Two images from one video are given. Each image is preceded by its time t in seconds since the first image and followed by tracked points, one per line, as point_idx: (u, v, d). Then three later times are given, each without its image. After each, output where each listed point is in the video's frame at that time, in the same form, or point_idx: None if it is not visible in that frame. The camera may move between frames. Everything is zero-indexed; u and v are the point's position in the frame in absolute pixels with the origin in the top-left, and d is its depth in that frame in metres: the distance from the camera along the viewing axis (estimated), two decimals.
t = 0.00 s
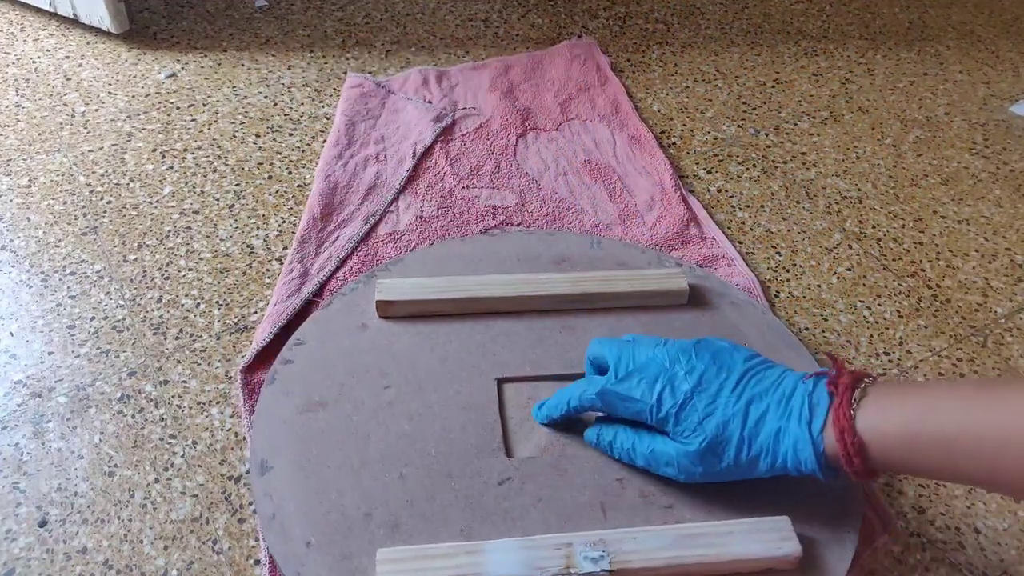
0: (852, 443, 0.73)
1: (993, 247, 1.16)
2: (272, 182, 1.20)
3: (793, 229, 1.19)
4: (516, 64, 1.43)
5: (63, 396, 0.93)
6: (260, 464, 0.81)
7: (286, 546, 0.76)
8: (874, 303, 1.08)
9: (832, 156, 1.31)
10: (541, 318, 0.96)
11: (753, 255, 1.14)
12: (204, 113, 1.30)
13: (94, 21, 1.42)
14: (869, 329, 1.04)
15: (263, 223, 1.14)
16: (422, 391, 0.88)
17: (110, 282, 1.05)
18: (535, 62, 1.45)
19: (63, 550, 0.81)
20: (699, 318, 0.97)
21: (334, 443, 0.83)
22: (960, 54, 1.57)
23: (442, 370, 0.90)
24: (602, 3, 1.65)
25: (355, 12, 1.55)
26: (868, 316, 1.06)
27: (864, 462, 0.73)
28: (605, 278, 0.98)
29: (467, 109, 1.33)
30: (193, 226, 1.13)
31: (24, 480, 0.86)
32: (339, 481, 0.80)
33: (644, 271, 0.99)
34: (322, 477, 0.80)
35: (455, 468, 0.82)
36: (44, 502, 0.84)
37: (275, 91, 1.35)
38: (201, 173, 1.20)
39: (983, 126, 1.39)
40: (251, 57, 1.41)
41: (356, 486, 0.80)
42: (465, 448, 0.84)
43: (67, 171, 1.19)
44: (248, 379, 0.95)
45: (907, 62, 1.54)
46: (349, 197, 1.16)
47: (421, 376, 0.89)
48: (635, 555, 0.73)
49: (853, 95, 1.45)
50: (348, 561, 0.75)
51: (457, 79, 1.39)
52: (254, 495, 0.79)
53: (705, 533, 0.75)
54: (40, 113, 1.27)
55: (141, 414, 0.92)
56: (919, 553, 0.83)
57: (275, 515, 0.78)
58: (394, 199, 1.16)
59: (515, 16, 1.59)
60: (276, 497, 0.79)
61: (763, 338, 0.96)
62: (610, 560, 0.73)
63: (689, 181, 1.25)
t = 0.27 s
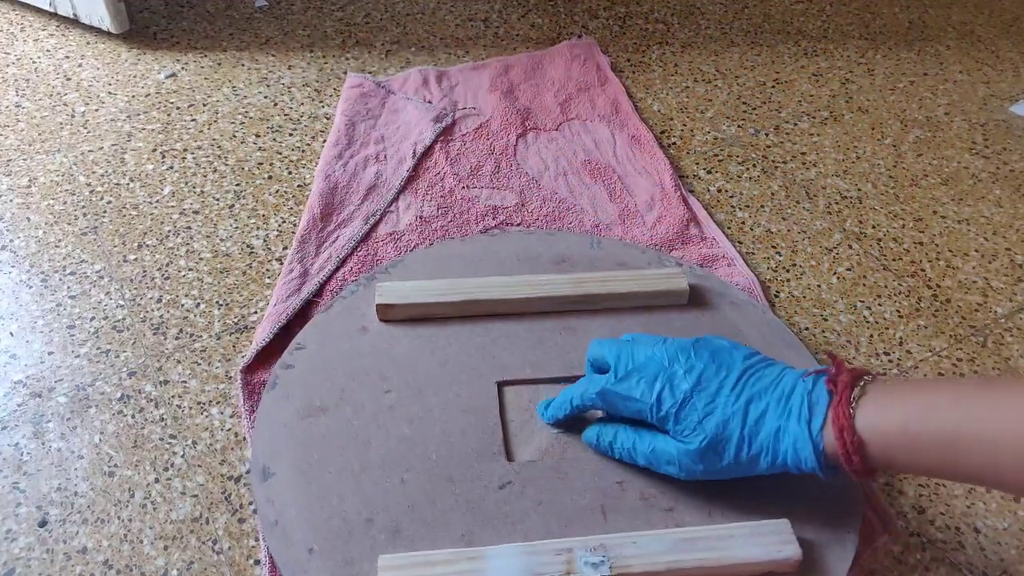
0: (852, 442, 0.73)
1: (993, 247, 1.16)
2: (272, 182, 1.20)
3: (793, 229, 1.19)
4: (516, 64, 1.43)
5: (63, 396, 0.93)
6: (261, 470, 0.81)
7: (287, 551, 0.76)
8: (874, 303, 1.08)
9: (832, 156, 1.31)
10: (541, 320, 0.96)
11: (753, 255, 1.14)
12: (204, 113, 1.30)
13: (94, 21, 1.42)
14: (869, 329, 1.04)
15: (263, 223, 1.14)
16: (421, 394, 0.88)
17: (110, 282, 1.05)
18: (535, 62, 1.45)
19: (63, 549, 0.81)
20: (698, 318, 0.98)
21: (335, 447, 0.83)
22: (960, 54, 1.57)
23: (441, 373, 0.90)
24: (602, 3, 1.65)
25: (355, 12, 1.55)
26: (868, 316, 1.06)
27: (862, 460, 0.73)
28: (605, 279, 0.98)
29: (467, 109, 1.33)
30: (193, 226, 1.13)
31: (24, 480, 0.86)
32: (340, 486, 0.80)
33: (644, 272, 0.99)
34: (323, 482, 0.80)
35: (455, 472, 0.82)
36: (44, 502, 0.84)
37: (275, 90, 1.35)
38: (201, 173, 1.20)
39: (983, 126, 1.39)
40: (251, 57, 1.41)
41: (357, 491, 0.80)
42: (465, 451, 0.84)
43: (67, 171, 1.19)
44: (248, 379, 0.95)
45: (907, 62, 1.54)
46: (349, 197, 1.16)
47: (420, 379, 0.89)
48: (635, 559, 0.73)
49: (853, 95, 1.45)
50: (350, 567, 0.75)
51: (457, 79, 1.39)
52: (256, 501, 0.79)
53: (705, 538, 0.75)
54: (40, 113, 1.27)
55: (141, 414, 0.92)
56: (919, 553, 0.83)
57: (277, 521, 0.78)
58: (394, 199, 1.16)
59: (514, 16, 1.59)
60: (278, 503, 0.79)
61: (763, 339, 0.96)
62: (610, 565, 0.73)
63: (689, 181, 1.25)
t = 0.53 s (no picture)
0: (846, 439, 0.73)
1: (993, 247, 1.16)
2: (272, 182, 1.20)
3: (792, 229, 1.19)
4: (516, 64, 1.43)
5: (63, 396, 0.93)
6: (262, 472, 0.81)
7: (287, 554, 0.76)
8: (874, 303, 1.08)
9: (832, 156, 1.31)
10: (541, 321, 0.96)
11: (753, 255, 1.14)
12: (204, 113, 1.30)
13: (94, 21, 1.42)
14: (869, 329, 1.04)
15: (263, 223, 1.14)
16: (421, 396, 0.88)
17: (110, 282, 1.05)
18: (536, 62, 1.45)
19: (63, 549, 0.81)
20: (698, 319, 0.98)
21: (335, 450, 0.83)
22: (960, 54, 1.57)
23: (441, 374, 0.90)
24: (602, 3, 1.65)
25: (355, 13, 1.55)
26: (868, 316, 1.06)
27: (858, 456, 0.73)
28: (604, 280, 0.97)
29: (467, 109, 1.33)
30: (193, 226, 1.13)
31: (24, 480, 0.86)
32: (340, 488, 0.80)
33: (644, 273, 0.99)
34: (323, 485, 0.80)
35: (455, 474, 0.82)
36: (44, 502, 0.84)
37: (275, 90, 1.35)
38: (201, 173, 1.20)
39: (983, 126, 1.39)
40: (251, 57, 1.41)
41: (357, 494, 0.80)
42: (464, 454, 0.84)
43: (67, 171, 1.19)
44: (248, 379, 0.95)
45: (907, 62, 1.54)
46: (349, 197, 1.16)
47: (420, 380, 0.89)
48: (633, 564, 0.73)
49: (852, 95, 1.45)
50: (349, 570, 0.75)
51: (457, 79, 1.39)
52: (256, 503, 0.79)
53: (704, 542, 0.75)
54: (40, 113, 1.27)
55: (141, 414, 0.92)
56: (919, 553, 0.83)
57: (277, 524, 0.78)
58: (394, 199, 1.16)
59: (514, 16, 1.59)
60: (278, 505, 0.79)
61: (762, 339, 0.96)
62: (608, 570, 0.73)
63: (689, 181, 1.25)
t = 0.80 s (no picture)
0: (843, 428, 0.73)
1: (993, 247, 1.16)
2: (272, 182, 1.20)
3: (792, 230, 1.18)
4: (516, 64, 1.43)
5: (64, 396, 0.93)
6: (261, 473, 0.81)
7: (287, 556, 0.76)
8: (874, 303, 1.08)
9: (832, 156, 1.31)
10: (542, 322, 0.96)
11: (753, 255, 1.14)
12: (204, 113, 1.30)
13: (94, 21, 1.42)
14: (869, 329, 1.04)
15: (263, 223, 1.14)
16: (421, 396, 0.88)
17: (110, 282, 1.05)
18: (536, 62, 1.45)
19: (63, 549, 0.81)
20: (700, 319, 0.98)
21: (334, 451, 0.83)
22: (960, 54, 1.57)
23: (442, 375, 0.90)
24: (602, 3, 1.65)
25: (355, 13, 1.55)
26: (868, 316, 1.06)
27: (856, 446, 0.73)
28: (605, 281, 0.97)
29: (467, 109, 1.33)
30: (193, 226, 1.13)
31: (24, 480, 0.86)
32: (340, 490, 0.80)
33: (644, 274, 0.99)
34: (323, 486, 0.80)
35: (454, 476, 0.82)
36: (44, 502, 0.84)
37: (275, 90, 1.35)
38: (201, 173, 1.20)
39: (983, 126, 1.39)
40: (251, 57, 1.41)
41: (357, 496, 0.80)
42: (464, 455, 0.84)
43: (67, 171, 1.19)
44: (248, 378, 0.95)
45: (907, 62, 1.54)
46: (350, 197, 1.16)
47: (421, 382, 0.89)
48: (631, 565, 0.73)
49: (853, 95, 1.45)
50: (348, 572, 0.75)
51: (457, 79, 1.39)
52: (255, 505, 0.79)
53: (702, 544, 0.75)
54: (40, 113, 1.27)
55: (141, 414, 0.92)
56: (919, 553, 0.83)
57: (276, 525, 0.78)
58: (394, 199, 1.16)
59: (514, 16, 1.59)
60: (278, 507, 0.79)
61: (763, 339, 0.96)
62: (607, 571, 0.73)
63: (689, 181, 1.25)
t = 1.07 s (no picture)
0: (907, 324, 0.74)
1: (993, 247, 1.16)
2: (272, 182, 1.20)
3: (796, 233, 1.22)
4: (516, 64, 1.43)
5: (64, 396, 0.93)
6: (261, 475, 0.81)
7: (286, 558, 0.76)
8: (874, 303, 1.08)
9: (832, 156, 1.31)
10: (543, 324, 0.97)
11: (753, 255, 1.14)
12: (204, 113, 1.30)
13: (94, 21, 1.42)
14: (869, 329, 1.04)
15: (263, 223, 1.14)
16: (421, 399, 0.88)
17: (110, 282, 1.05)
18: (536, 62, 1.45)
19: (63, 549, 0.81)
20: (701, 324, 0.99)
21: (333, 453, 0.83)
22: (960, 54, 1.57)
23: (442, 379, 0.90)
24: (602, 3, 1.65)
25: (355, 12, 1.55)
26: (868, 316, 1.06)
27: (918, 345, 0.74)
28: (605, 283, 0.97)
29: (467, 109, 1.33)
30: (193, 226, 1.13)
31: (24, 480, 0.86)
32: (339, 492, 0.80)
33: (644, 276, 0.99)
34: (322, 488, 0.80)
35: (453, 478, 0.82)
36: (44, 502, 0.84)
37: (275, 90, 1.35)
38: (201, 173, 1.20)
39: (983, 126, 1.39)
40: (251, 57, 1.41)
41: (356, 498, 0.80)
42: (463, 458, 0.84)
43: (67, 171, 1.19)
44: (248, 378, 0.95)
45: (907, 62, 1.54)
46: (350, 197, 1.16)
47: (420, 384, 0.89)
48: (629, 569, 0.73)
49: (853, 95, 1.45)
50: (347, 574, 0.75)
51: (457, 79, 1.39)
52: (255, 507, 0.79)
53: (700, 548, 0.75)
54: (40, 113, 1.27)
55: (141, 414, 0.92)
56: (919, 553, 0.83)
57: (275, 527, 0.78)
58: (394, 199, 1.16)
59: (514, 16, 1.59)
60: (277, 508, 0.79)
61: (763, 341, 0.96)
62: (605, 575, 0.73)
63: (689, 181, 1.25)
